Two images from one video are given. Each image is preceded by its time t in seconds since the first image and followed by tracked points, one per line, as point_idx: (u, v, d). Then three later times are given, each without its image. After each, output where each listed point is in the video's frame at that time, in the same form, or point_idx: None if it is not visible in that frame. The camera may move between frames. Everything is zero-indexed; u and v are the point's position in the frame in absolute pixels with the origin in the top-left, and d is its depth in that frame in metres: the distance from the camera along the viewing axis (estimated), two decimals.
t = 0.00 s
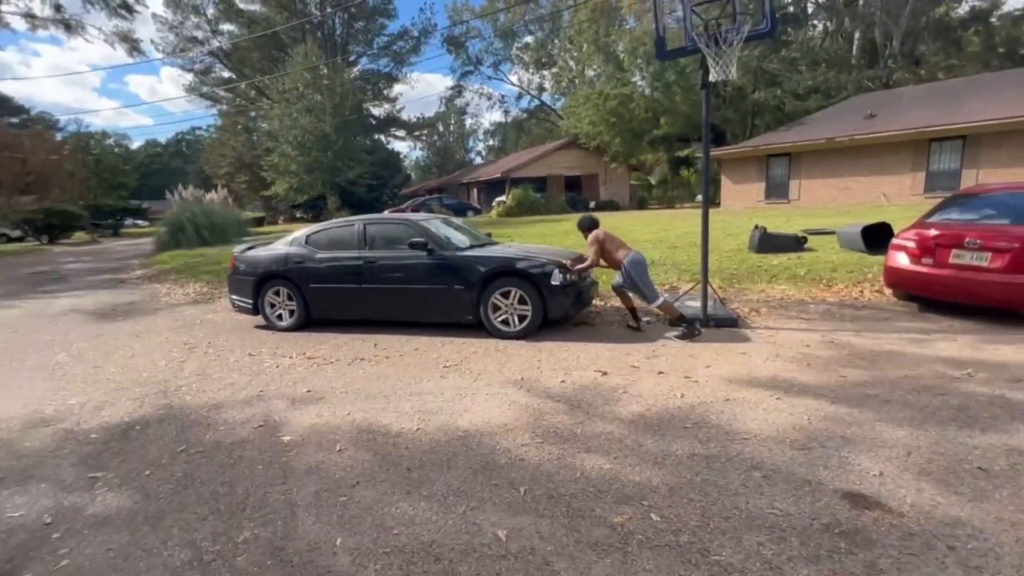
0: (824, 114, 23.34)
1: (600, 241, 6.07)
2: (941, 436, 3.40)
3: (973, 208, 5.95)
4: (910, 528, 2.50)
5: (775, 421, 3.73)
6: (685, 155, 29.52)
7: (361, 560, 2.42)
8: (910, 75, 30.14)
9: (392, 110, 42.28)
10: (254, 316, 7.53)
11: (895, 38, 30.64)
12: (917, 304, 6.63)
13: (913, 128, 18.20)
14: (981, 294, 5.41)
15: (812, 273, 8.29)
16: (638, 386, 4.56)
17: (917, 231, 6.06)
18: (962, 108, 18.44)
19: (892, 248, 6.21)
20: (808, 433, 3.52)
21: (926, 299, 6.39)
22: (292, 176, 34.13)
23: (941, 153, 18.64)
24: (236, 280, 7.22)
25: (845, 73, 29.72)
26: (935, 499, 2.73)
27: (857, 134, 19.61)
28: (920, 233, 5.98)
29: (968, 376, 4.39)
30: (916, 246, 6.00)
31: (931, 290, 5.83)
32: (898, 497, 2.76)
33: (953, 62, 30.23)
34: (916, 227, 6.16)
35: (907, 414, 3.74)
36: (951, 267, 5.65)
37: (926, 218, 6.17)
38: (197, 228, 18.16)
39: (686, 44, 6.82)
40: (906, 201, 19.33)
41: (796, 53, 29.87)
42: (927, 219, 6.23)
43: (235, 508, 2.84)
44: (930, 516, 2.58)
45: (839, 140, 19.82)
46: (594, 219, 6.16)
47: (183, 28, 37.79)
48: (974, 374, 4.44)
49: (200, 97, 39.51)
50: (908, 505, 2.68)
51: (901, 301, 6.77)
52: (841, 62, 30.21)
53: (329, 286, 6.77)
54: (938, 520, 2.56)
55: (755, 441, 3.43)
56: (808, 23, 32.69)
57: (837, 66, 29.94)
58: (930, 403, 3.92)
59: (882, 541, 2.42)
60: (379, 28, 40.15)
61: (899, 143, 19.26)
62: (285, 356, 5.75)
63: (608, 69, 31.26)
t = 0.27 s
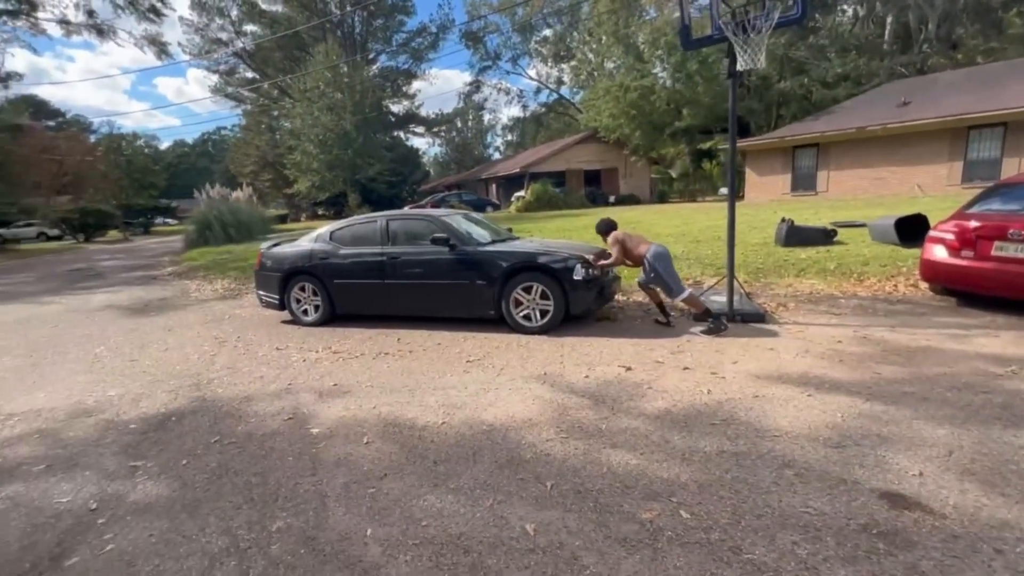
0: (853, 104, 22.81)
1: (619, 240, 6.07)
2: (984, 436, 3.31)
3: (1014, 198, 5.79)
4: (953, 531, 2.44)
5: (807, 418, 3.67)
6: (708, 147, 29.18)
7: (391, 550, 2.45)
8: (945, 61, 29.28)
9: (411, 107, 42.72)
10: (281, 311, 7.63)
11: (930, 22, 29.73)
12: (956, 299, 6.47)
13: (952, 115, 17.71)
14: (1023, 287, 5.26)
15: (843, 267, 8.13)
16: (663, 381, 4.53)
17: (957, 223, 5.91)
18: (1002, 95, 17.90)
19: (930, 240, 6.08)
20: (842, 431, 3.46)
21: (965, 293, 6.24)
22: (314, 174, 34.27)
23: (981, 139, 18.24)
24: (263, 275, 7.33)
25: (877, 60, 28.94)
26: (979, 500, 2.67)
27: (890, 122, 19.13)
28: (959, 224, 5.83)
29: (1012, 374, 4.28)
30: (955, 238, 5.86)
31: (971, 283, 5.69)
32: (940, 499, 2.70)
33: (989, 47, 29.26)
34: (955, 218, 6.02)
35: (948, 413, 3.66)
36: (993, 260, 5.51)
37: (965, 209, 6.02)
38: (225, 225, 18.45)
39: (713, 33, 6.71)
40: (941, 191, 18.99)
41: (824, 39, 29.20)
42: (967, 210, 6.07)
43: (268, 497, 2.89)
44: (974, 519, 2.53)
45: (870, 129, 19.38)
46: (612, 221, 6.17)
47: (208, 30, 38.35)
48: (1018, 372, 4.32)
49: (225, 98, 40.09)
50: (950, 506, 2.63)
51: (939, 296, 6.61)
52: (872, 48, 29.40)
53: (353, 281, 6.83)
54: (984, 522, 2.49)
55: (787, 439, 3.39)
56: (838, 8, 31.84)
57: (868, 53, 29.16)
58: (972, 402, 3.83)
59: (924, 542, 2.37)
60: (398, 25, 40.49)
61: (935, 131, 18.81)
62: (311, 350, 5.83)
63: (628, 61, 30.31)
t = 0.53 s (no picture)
0: (872, 101, 22.49)
1: (640, 240, 5.99)
2: (1011, 439, 3.26)
3: None
4: (980, 535, 2.41)
5: (826, 419, 3.64)
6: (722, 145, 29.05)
7: (408, 546, 2.47)
8: (968, 56, 28.76)
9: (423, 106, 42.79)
10: (296, 308, 7.70)
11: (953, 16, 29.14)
12: (980, 300, 6.36)
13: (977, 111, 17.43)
14: None
15: (862, 266, 8.04)
16: (679, 381, 4.51)
17: (982, 221, 5.81)
18: None
19: (954, 239, 5.98)
20: (863, 433, 3.43)
21: (990, 293, 6.15)
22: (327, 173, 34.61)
23: (1007, 136, 17.81)
24: (279, 273, 7.40)
25: (899, 55, 28.47)
26: (1007, 505, 2.62)
27: (911, 118, 18.85)
28: (985, 222, 5.73)
29: None
30: (981, 237, 5.76)
31: (997, 282, 5.60)
32: (966, 503, 2.66)
33: (1013, 41, 28.67)
34: (981, 216, 5.92)
35: (973, 415, 3.60)
36: (1020, 259, 5.41)
37: (992, 207, 5.92)
38: (240, 224, 18.64)
39: (731, 29, 6.67)
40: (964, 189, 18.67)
41: (842, 35, 28.79)
42: (994, 209, 5.96)
43: (287, 491, 2.92)
44: (1002, 523, 2.49)
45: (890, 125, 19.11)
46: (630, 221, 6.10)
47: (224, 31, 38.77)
48: None
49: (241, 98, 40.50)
50: (977, 511, 2.59)
51: (963, 298, 6.50)
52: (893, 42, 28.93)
53: (368, 279, 6.87)
54: (1012, 528, 2.45)
55: (806, 440, 3.36)
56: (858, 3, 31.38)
57: (888, 47, 28.68)
58: (998, 405, 3.76)
59: (949, 547, 2.34)
60: (411, 25, 40.57)
61: (958, 128, 18.49)
62: (327, 347, 5.88)
63: (641, 58, 29.98)
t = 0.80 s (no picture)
0: (883, 104, 22.34)
1: (658, 236, 5.86)
2: None
3: None
4: (998, 543, 2.38)
5: (839, 423, 3.61)
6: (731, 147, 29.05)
7: (417, 544, 2.46)
8: (982, 57, 28.51)
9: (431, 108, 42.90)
10: (305, 307, 7.73)
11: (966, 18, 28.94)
12: (993, 305, 6.32)
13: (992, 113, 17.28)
14: None
15: (873, 270, 7.98)
16: (687, 383, 4.49)
17: (997, 225, 5.75)
18: None
19: (968, 243, 5.92)
20: (876, 438, 3.40)
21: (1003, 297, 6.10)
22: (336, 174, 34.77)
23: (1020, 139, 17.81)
24: (289, 273, 7.42)
25: (912, 56, 28.23)
26: None
27: (923, 121, 18.70)
28: (1001, 226, 5.66)
29: None
30: (996, 241, 5.71)
31: (1013, 287, 5.54)
32: (983, 510, 2.63)
33: None
34: (995, 220, 5.86)
35: (987, 421, 3.56)
36: None
37: (1007, 211, 5.86)
38: (250, 224, 18.75)
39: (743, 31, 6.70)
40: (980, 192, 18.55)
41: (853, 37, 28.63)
42: (1009, 212, 5.90)
43: (297, 489, 2.93)
44: (1020, 531, 2.46)
45: (902, 128, 18.97)
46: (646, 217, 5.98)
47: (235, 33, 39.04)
48: None
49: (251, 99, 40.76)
50: (995, 518, 2.56)
51: (976, 302, 6.45)
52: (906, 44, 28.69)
53: (376, 279, 6.88)
54: None
55: (818, 444, 3.33)
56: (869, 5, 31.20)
57: (901, 49, 28.44)
58: (1010, 410, 3.74)
59: (966, 555, 2.32)
60: (420, 26, 40.70)
61: (972, 131, 18.38)
62: (336, 346, 5.90)
63: (649, 60, 29.95)
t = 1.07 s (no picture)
0: (889, 107, 22.27)
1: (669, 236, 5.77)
2: None
3: None
4: (1007, 549, 2.37)
5: (845, 427, 3.60)
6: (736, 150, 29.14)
7: (422, 545, 2.47)
8: (990, 60, 28.38)
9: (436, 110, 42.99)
10: (309, 308, 7.74)
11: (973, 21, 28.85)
12: (1001, 309, 6.28)
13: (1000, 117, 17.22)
14: None
15: (879, 274, 7.95)
16: (692, 386, 4.48)
17: (1006, 228, 5.73)
18: None
19: (976, 246, 5.90)
20: (884, 442, 3.38)
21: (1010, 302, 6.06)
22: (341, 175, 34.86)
23: None
24: (294, 273, 7.44)
25: (918, 59, 28.15)
26: None
27: (930, 124, 18.64)
28: (1010, 230, 5.65)
29: None
30: (1004, 244, 5.69)
31: (1021, 291, 5.52)
32: (991, 516, 2.61)
33: None
34: (1004, 223, 5.84)
35: (995, 426, 3.54)
36: None
37: (1016, 215, 5.85)
38: (255, 225, 18.82)
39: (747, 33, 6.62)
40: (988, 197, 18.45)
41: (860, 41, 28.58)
42: (1017, 216, 5.89)
43: (302, 488, 2.93)
44: None
45: (908, 131, 18.90)
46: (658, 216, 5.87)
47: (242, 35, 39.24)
48: None
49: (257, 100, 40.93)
50: (1003, 524, 2.54)
51: (984, 306, 6.42)
52: (912, 47, 28.61)
53: (381, 280, 6.89)
54: None
55: (824, 448, 3.32)
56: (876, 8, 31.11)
57: (907, 52, 28.36)
58: (1019, 414, 3.71)
59: (973, 560, 2.31)
60: (425, 29, 40.82)
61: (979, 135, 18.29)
62: (341, 347, 5.91)
63: (654, 62, 30.05)
